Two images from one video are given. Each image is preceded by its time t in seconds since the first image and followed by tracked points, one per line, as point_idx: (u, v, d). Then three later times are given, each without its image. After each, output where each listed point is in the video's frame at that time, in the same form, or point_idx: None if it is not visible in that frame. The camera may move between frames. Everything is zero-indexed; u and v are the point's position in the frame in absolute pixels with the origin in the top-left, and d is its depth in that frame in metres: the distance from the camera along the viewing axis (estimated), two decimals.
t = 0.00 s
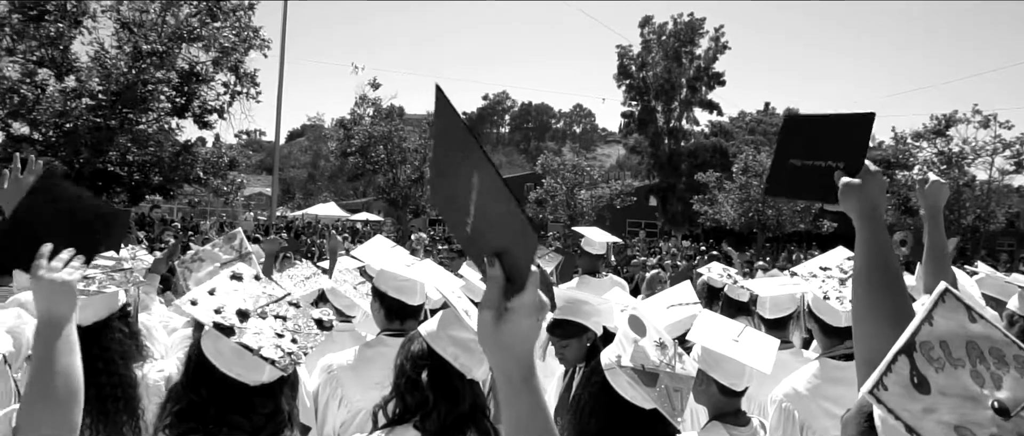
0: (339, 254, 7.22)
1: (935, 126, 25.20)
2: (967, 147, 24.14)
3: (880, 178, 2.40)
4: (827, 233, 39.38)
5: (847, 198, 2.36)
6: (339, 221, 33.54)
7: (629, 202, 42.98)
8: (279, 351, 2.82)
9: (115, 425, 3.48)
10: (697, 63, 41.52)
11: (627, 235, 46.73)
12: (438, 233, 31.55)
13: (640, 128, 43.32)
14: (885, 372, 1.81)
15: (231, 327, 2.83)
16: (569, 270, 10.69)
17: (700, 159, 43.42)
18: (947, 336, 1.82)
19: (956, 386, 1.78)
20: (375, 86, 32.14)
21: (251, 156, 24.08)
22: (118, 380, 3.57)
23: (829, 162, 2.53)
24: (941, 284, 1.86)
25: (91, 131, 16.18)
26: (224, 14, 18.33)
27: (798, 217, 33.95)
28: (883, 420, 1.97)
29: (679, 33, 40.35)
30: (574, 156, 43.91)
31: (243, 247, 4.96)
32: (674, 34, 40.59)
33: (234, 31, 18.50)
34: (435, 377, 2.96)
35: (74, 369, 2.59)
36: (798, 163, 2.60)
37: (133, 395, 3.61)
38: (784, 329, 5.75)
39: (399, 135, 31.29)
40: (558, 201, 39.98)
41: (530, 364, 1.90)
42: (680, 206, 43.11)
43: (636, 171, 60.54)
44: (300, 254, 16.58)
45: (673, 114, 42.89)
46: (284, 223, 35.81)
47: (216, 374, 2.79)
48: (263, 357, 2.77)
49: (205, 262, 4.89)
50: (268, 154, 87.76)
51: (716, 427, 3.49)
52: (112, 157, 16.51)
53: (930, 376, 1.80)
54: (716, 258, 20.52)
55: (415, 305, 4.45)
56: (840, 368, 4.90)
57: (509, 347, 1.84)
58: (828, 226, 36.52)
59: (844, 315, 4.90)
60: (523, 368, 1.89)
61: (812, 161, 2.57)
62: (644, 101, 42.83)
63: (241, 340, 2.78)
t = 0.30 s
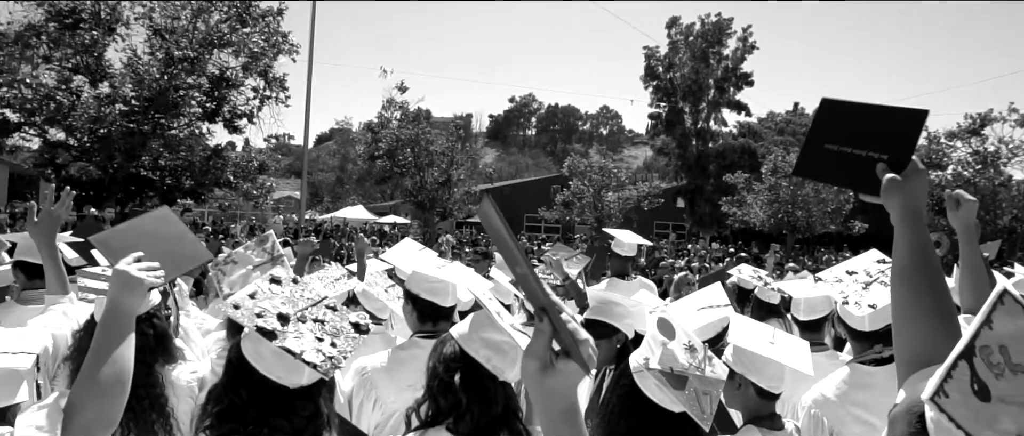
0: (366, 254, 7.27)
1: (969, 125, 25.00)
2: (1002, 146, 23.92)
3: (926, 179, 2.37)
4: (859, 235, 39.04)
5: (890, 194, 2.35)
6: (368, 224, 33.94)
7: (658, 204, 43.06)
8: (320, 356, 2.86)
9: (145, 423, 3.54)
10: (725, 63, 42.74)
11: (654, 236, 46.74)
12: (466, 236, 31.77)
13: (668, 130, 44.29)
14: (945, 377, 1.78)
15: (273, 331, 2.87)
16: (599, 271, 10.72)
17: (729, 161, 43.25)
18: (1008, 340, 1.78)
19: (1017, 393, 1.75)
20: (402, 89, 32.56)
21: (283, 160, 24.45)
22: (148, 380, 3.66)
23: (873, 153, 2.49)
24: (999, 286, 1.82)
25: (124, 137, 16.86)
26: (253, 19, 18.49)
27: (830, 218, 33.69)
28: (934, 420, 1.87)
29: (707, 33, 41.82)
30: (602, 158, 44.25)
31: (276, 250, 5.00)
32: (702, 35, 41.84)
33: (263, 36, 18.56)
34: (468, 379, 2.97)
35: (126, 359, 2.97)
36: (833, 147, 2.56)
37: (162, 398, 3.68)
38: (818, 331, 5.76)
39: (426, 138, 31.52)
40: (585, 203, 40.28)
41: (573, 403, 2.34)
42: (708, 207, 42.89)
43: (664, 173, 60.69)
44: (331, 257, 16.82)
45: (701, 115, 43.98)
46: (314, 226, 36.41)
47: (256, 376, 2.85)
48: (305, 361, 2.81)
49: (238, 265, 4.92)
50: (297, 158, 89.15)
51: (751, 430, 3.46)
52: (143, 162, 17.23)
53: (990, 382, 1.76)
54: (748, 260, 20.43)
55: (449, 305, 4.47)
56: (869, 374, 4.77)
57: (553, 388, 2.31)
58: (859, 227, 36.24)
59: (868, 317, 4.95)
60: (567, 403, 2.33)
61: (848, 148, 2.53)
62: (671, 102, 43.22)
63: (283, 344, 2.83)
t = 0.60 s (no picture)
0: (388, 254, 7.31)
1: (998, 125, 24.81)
2: None
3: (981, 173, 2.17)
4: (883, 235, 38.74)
5: (932, 193, 2.23)
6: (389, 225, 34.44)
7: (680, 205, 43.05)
8: (355, 355, 2.94)
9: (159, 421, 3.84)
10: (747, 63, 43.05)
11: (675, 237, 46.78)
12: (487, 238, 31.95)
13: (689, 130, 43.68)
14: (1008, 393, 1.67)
15: (309, 331, 2.96)
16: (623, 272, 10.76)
17: (751, 161, 43.24)
18: None
19: None
20: (423, 92, 33.14)
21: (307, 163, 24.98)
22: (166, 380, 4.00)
23: (933, 122, 2.26)
24: None
25: (149, 140, 21.16)
26: (276, 23, 22.79)
27: (853, 218, 33.52)
28: (982, 425, 1.74)
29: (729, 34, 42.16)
30: (623, 159, 44.53)
31: (301, 251, 4.96)
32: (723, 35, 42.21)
33: (286, 40, 22.93)
34: (494, 380, 2.99)
35: (154, 374, 3.38)
36: (909, 103, 2.31)
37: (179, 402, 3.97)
38: (847, 332, 5.66)
39: (446, 140, 31.97)
40: (606, 204, 40.56)
41: (593, 374, 2.22)
42: (729, 209, 43.43)
43: (685, 175, 60.71)
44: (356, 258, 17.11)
45: (723, 115, 43.73)
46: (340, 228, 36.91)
47: (290, 377, 2.92)
48: (339, 361, 2.89)
49: (263, 267, 4.90)
50: (320, 161, 90.48)
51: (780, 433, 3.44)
52: (170, 164, 21.39)
53: None
54: (769, 260, 20.53)
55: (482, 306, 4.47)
56: (892, 373, 4.76)
57: (575, 361, 2.19)
58: (883, 228, 36.00)
59: (886, 318, 4.92)
60: (584, 385, 2.21)
61: (920, 112, 2.28)
62: (693, 103, 43.33)
63: (319, 343, 2.91)
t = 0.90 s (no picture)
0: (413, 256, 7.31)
1: None
2: None
3: None
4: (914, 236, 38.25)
5: (977, 191, 2.15)
6: (415, 226, 34.74)
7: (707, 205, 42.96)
8: (393, 356, 3.03)
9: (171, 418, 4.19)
10: (774, 63, 43.18)
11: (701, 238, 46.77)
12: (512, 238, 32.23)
13: (715, 130, 43.62)
14: None
15: (347, 331, 3.08)
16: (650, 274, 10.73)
17: (778, 162, 42.91)
18: None
19: None
20: (448, 94, 33.47)
21: (334, 166, 25.22)
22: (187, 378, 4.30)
23: (972, 121, 2.17)
24: None
25: (179, 144, 21.68)
26: (303, 27, 23.00)
27: (883, 218, 33.23)
28: None
29: (755, 33, 42.66)
30: (648, 159, 44.81)
31: (330, 253, 4.96)
32: (750, 34, 42.57)
33: (312, 43, 23.14)
34: (525, 382, 2.99)
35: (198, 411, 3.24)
36: (943, 100, 2.22)
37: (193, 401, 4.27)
38: (881, 333, 5.72)
39: (472, 142, 32.63)
40: (631, 205, 40.94)
41: (600, 384, 2.29)
42: (756, 209, 42.22)
43: (711, 176, 60.62)
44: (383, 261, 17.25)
45: (749, 116, 43.58)
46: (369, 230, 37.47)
47: (328, 376, 3.08)
48: (377, 361, 3.00)
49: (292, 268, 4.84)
50: (346, 164, 92.25)
51: None
52: (198, 167, 21.88)
53: None
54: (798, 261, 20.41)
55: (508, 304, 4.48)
56: (920, 371, 4.70)
57: (580, 379, 2.28)
58: (914, 228, 35.62)
59: (913, 319, 4.85)
60: (597, 406, 2.29)
61: (959, 113, 2.20)
62: (718, 103, 43.34)
63: (357, 344, 3.03)
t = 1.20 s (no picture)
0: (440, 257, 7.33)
1: None
2: None
3: None
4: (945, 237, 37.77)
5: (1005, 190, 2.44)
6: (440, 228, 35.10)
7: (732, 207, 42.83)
8: (428, 357, 3.11)
9: (198, 419, 4.23)
10: (800, 63, 42.82)
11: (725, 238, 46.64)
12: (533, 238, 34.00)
13: (741, 132, 43.38)
14: None
15: (383, 332, 3.16)
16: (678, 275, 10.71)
17: (805, 162, 42.58)
18: None
19: None
20: (472, 95, 33.88)
21: (360, 168, 25.51)
22: (214, 380, 4.36)
23: (967, 153, 2.90)
24: None
25: (206, 147, 21.85)
26: (328, 30, 23.31)
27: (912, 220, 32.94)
28: None
29: (781, 33, 42.33)
30: (674, 160, 44.82)
31: (357, 254, 4.99)
32: (776, 34, 42.30)
33: (337, 46, 23.40)
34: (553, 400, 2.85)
35: None
36: (931, 155, 3.02)
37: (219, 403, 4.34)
38: (915, 335, 5.59)
39: (496, 144, 34.14)
40: (656, 207, 41.18)
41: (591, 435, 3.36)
42: (784, 210, 41.99)
43: (737, 177, 60.35)
44: (410, 261, 17.36)
45: (775, 116, 43.37)
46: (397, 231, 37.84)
47: (363, 377, 3.17)
48: (413, 363, 3.08)
49: (319, 270, 4.82)
50: (372, 165, 93.22)
51: None
52: (226, 170, 22.07)
53: None
54: (826, 262, 20.29)
55: (526, 302, 4.69)
56: (953, 374, 4.64)
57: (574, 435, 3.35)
58: (944, 230, 35.19)
59: (945, 322, 4.73)
60: None
61: (948, 153, 2.97)
62: (744, 104, 43.09)
63: (392, 346, 3.12)
